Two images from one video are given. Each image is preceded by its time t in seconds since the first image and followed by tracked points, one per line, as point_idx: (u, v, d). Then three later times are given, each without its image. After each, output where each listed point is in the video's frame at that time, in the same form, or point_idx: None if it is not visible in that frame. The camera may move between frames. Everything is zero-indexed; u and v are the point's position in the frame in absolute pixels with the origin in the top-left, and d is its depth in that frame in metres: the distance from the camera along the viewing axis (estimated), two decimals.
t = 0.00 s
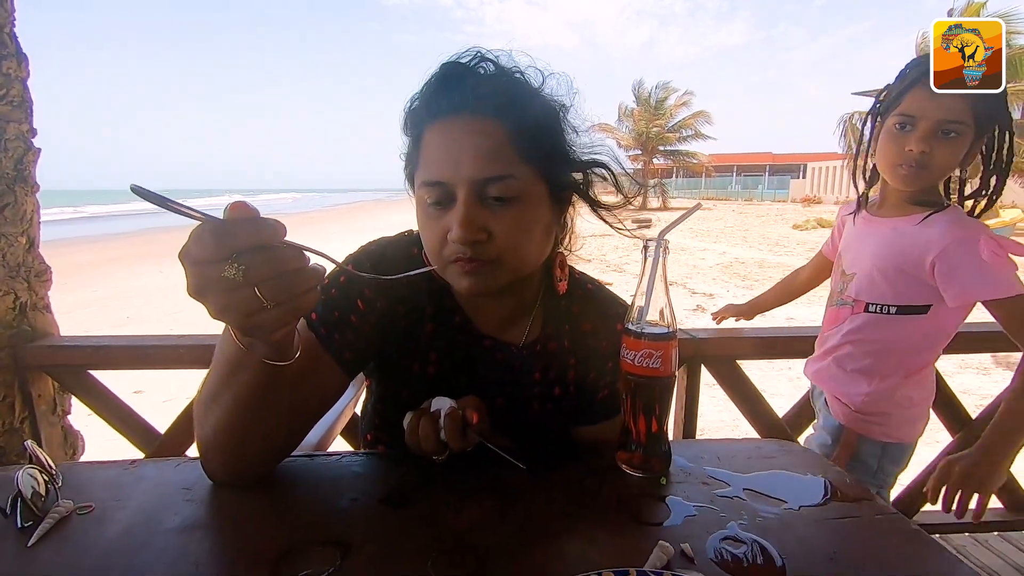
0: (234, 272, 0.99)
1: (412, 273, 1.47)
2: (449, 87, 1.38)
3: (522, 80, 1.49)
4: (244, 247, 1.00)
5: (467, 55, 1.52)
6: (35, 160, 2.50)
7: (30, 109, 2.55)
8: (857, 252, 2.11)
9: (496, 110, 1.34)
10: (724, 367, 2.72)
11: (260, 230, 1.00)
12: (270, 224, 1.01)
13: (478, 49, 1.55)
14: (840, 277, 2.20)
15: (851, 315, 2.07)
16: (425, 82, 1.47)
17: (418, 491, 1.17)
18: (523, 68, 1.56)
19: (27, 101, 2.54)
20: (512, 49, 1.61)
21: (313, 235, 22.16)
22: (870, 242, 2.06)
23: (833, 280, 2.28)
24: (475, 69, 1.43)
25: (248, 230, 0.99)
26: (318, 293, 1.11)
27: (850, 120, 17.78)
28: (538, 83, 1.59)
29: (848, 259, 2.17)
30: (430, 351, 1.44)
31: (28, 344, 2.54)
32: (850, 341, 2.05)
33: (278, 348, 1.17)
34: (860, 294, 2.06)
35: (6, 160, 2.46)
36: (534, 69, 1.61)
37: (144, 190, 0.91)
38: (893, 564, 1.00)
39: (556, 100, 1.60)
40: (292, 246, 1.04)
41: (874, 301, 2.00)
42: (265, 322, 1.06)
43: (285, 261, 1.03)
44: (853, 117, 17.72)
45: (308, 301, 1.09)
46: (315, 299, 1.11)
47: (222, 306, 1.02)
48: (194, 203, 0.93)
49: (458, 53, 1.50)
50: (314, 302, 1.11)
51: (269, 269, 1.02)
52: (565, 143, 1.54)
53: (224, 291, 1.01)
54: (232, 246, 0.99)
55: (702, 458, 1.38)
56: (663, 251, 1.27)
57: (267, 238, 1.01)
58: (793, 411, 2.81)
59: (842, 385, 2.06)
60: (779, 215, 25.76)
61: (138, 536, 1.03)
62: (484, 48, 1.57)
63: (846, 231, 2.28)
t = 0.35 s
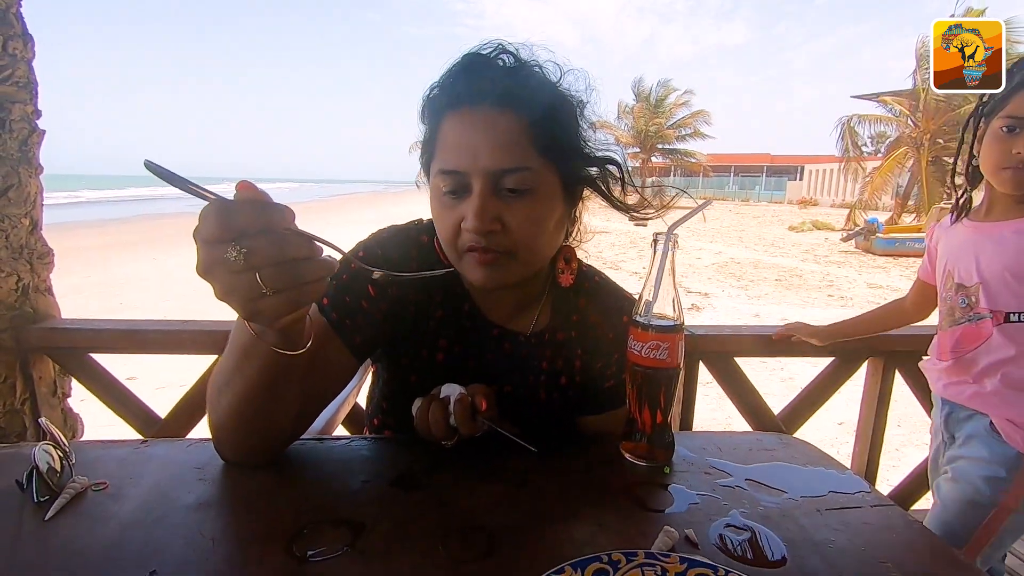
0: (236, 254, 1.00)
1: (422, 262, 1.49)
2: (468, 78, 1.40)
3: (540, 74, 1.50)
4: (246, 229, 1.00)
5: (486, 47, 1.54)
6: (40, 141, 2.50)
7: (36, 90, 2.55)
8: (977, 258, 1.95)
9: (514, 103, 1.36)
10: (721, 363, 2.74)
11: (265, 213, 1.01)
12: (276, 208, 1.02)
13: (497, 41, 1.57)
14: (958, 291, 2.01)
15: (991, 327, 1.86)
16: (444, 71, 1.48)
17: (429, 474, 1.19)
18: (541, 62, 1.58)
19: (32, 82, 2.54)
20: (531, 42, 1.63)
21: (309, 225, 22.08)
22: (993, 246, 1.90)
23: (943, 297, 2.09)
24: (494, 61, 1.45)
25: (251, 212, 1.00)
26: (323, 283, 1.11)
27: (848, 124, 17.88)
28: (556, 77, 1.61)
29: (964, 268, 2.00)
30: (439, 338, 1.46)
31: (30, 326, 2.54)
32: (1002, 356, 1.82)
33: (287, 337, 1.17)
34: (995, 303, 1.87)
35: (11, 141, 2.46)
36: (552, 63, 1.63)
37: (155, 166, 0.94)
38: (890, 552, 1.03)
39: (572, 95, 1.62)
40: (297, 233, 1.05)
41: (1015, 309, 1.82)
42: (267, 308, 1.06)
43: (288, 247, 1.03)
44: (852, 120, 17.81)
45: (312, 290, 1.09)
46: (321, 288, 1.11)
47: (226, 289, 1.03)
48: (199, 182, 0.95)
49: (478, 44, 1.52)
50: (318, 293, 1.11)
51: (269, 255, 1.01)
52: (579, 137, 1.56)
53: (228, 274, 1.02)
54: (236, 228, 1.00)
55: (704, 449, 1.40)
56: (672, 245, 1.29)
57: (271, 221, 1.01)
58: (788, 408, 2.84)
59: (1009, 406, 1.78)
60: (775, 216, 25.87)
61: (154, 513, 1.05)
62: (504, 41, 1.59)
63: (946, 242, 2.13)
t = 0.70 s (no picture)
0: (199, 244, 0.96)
1: (420, 255, 1.48)
2: (471, 69, 1.39)
3: (543, 66, 1.49)
4: (211, 224, 0.96)
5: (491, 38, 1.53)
6: (35, 127, 2.47)
7: (32, 75, 2.52)
8: None
9: (518, 94, 1.35)
10: (716, 363, 2.73)
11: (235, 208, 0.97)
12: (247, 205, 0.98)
13: (502, 33, 1.55)
14: None
15: None
16: (448, 61, 1.47)
17: (422, 469, 1.18)
18: (545, 55, 1.58)
19: (29, 68, 2.51)
20: (536, 34, 1.62)
21: (306, 219, 22.01)
22: None
23: None
24: (499, 52, 1.44)
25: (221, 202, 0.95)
26: (288, 294, 1.06)
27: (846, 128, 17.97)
28: (559, 70, 1.60)
29: None
30: (435, 331, 1.45)
31: (22, 314, 2.50)
32: None
33: (265, 343, 1.15)
34: None
35: (6, 126, 2.43)
36: (556, 56, 1.62)
37: (130, 140, 0.90)
38: (885, 553, 1.03)
39: (575, 89, 1.61)
40: (265, 235, 1.00)
41: None
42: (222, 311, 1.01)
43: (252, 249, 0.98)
44: (851, 124, 17.87)
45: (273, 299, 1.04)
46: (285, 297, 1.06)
47: (183, 280, 0.99)
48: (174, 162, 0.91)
49: (484, 35, 1.51)
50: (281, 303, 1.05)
51: (225, 256, 0.96)
52: (582, 131, 1.56)
53: (188, 265, 0.98)
54: (204, 219, 0.96)
55: (700, 447, 1.40)
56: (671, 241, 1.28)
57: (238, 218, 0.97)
58: (783, 409, 2.84)
59: None
60: (771, 219, 25.92)
61: (143, 503, 1.04)
62: (508, 32, 1.59)
63: None
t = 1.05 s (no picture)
0: (154, 253, 0.92)
1: (415, 252, 1.47)
2: (487, 60, 1.39)
3: (553, 63, 1.51)
4: (168, 235, 0.91)
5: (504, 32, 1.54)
6: (30, 120, 2.46)
7: (27, 67, 2.50)
8: None
9: (537, 86, 1.37)
10: (712, 364, 2.74)
11: (194, 220, 0.91)
12: (208, 218, 0.92)
13: (511, 28, 1.56)
14: None
15: None
16: (461, 52, 1.47)
17: (414, 466, 1.18)
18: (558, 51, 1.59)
19: (25, 60, 2.50)
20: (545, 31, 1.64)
21: (303, 215, 21.94)
22: None
23: None
24: (515, 45, 1.45)
25: (178, 212, 0.90)
26: (249, 311, 1.01)
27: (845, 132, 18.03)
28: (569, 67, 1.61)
29: None
30: (430, 328, 1.45)
31: (15, 308, 2.48)
32: None
33: (240, 354, 1.15)
34: None
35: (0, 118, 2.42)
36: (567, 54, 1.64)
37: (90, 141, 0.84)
38: (876, 556, 1.03)
39: (582, 87, 1.61)
40: (224, 249, 0.95)
41: None
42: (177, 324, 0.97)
43: (209, 264, 0.94)
44: (849, 127, 17.90)
45: (230, 316, 1.00)
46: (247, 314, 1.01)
47: (142, 289, 0.96)
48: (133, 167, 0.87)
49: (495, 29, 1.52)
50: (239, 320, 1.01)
51: (178, 271, 0.92)
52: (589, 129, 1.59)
53: (146, 274, 0.94)
54: (162, 228, 0.91)
55: (693, 448, 1.40)
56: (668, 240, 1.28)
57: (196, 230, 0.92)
58: (778, 410, 2.84)
59: None
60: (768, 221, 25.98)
61: (133, 498, 1.03)
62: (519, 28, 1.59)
63: None
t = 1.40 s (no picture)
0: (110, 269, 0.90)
1: (412, 250, 1.48)
2: (491, 54, 1.40)
3: (554, 61, 1.52)
4: (123, 251, 0.89)
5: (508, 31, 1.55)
6: (30, 116, 2.46)
7: (28, 63, 2.51)
8: None
9: (539, 82, 1.39)
10: (709, 365, 2.75)
11: (150, 234, 0.89)
12: (165, 232, 0.90)
13: (513, 25, 1.56)
14: None
15: None
16: (465, 47, 1.48)
17: (409, 464, 1.19)
18: (560, 50, 1.60)
19: (25, 57, 2.51)
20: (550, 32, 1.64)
21: (303, 213, 21.93)
22: None
23: None
24: (518, 41, 1.47)
25: (133, 226, 0.87)
26: (214, 328, 0.98)
27: (845, 133, 18.04)
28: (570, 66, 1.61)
29: None
30: (426, 326, 1.46)
31: (13, 304, 2.48)
32: None
33: (218, 366, 1.13)
34: None
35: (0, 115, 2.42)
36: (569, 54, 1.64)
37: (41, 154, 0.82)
38: (866, 555, 1.04)
39: (581, 85, 1.61)
40: (181, 265, 0.92)
41: None
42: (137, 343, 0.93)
43: (167, 278, 0.91)
44: (850, 129, 17.90)
45: (192, 334, 0.96)
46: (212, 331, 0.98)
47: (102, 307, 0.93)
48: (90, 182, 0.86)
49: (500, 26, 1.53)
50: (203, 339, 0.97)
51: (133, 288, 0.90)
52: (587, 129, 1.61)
53: (104, 293, 0.92)
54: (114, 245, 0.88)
55: (687, 447, 1.41)
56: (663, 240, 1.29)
57: (153, 245, 0.89)
58: (775, 411, 2.85)
59: None
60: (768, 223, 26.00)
61: (130, 493, 1.04)
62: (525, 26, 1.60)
63: None
